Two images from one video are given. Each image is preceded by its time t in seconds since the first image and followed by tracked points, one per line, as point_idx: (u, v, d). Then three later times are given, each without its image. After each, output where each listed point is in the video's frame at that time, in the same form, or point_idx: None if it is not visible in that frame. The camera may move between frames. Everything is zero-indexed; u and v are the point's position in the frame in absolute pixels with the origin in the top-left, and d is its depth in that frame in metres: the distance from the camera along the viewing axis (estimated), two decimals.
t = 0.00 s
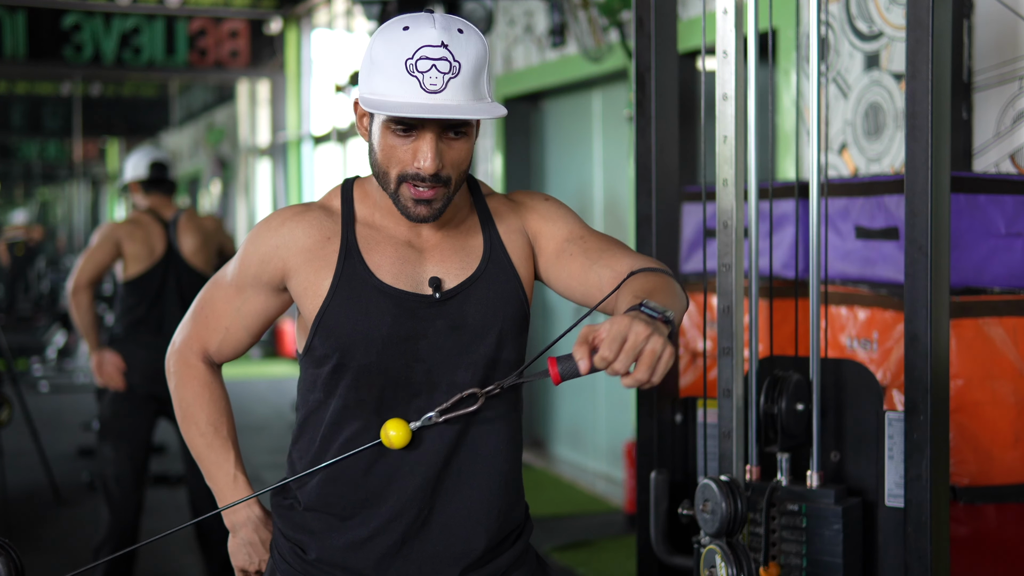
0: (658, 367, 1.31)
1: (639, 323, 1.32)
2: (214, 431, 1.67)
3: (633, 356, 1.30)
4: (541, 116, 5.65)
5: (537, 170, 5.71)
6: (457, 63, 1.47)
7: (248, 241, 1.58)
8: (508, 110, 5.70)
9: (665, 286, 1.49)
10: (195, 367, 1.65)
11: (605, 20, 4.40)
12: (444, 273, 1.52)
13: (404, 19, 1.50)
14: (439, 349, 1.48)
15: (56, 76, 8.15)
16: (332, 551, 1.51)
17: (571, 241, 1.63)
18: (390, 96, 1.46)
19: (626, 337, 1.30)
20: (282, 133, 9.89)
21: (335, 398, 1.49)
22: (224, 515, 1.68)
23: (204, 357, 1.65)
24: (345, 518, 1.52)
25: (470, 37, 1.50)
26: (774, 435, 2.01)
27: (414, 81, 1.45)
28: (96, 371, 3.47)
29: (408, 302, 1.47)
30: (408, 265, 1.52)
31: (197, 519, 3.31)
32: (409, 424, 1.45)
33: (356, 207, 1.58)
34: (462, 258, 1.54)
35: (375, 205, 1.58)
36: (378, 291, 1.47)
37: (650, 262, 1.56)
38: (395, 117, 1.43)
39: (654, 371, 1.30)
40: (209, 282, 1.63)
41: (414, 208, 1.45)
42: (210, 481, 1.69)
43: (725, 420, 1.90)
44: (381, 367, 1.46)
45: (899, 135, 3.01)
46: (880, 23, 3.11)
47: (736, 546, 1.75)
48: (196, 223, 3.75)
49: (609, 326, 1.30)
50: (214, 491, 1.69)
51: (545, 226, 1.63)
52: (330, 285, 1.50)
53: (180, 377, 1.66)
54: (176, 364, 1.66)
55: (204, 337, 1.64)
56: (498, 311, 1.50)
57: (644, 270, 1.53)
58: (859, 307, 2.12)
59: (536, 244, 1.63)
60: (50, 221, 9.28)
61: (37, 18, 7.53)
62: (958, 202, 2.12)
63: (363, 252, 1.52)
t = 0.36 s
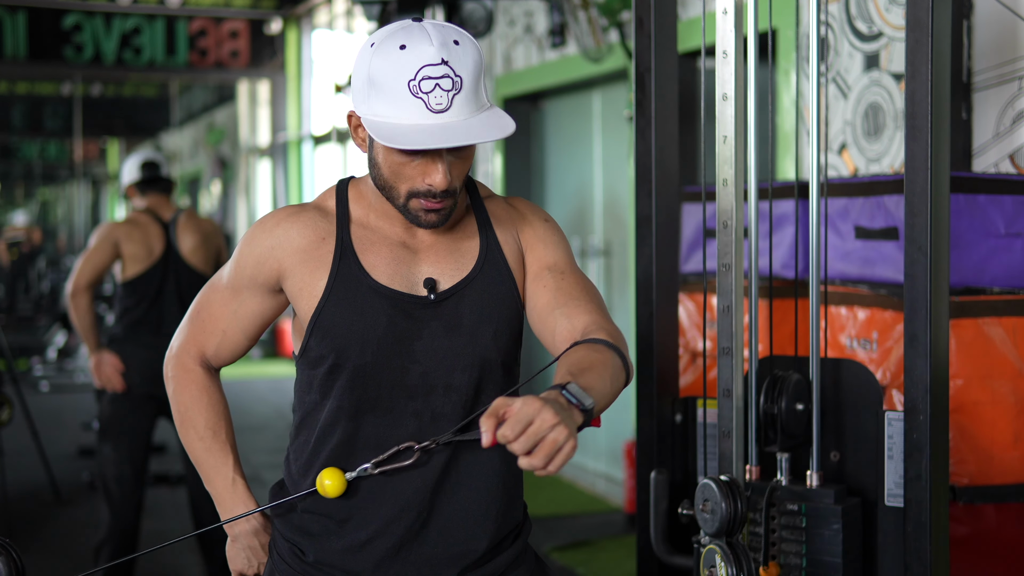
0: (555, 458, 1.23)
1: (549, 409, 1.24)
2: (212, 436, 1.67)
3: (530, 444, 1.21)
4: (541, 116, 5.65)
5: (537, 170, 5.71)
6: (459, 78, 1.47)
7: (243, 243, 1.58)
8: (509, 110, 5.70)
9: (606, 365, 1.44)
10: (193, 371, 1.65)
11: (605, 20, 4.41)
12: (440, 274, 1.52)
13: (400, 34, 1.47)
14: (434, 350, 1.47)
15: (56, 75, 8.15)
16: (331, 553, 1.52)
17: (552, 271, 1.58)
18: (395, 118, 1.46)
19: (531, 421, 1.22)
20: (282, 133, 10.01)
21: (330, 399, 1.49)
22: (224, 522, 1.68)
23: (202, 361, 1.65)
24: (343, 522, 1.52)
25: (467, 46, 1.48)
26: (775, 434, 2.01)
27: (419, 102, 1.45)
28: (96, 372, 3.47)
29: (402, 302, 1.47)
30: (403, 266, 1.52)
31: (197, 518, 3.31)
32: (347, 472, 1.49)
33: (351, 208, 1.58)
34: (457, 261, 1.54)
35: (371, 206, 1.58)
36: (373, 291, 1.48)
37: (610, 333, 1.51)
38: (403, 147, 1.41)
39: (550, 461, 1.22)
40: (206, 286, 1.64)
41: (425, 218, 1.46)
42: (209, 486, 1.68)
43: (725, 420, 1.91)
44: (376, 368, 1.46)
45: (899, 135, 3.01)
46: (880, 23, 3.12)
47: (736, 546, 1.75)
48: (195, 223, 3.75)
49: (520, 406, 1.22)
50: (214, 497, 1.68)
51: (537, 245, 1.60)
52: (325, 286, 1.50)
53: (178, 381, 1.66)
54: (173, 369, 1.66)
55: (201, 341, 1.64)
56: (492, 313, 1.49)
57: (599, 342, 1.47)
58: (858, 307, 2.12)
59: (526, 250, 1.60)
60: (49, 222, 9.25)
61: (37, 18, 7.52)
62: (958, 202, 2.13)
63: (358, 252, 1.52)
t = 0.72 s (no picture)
0: (472, 513, 1.20)
1: (480, 464, 1.20)
2: (213, 434, 1.67)
3: (451, 494, 1.18)
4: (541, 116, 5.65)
5: (537, 170, 5.71)
6: (481, 69, 1.47)
7: (243, 241, 1.58)
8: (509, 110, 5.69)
9: (550, 416, 1.41)
10: (194, 369, 1.66)
11: (605, 20, 4.41)
12: (438, 276, 1.52)
13: (414, 40, 1.45)
14: (429, 352, 1.47)
15: (56, 75, 8.16)
16: (329, 555, 1.53)
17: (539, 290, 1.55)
18: (432, 122, 1.45)
19: (459, 472, 1.19)
20: (282, 133, 10.05)
21: (326, 398, 1.50)
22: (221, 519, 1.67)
23: (204, 359, 1.66)
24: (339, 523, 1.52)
25: (475, 37, 1.48)
26: (774, 434, 2.00)
27: (454, 102, 1.45)
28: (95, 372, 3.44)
29: (399, 304, 1.47)
30: (401, 267, 1.52)
31: (197, 518, 3.31)
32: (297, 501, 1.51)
33: (353, 208, 1.58)
34: (457, 262, 1.53)
35: (374, 207, 1.58)
36: (370, 292, 1.48)
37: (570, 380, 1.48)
38: (448, 150, 1.42)
39: (467, 514, 1.19)
40: (207, 285, 1.64)
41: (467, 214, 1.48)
42: (209, 485, 1.68)
43: (725, 420, 1.91)
44: (372, 369, 1.47)
45: (899, 135, 3.01)
46: (880, 23, 3.12)
47: (735, 546, 1.75)
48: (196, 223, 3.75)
49: (451, 453, 1.19)
50: (213, 495, 1.67)
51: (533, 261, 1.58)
52: (323, 285, 1.51)
53: (180, 379, 1.66)
54: (176, 367, 1.67)
55: (202, 339, 1.64)
56: (488, 315, 1.49)
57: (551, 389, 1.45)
58: (858, 307, 2.12)
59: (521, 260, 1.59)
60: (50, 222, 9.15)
61: (37, 18, 7.53)
62: (958, 202, 2.12)
63: (357, 252, 1.52)
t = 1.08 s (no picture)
0: (455, 548, 1.21)
1: (466, 502, 1.21)
2: (220, 433, 1.67)
3: (434, 529, 1.20)
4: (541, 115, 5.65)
5: (537, 170, 5.71)
6: (488, 68, 1.47)
7: (257, 240, 1.59)
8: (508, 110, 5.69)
9: (544, 446, 1.42)
10: (205, 367, 1.66)
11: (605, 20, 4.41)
12: (449, 287, 1.51)
13: (425, 32, 1.47)
14: (437, 364, 1.46)
15: (56, 75, 8.15)
16: (338, 556, 1.52)
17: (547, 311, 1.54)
18: (430, 112, 1.45)
19: (444, 508, 1.20)
20: (282, 133, 10.10)
21: (334, 402, 1.50)
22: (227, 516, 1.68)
23: (215, 357, 1.66)
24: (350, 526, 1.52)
25: (488, 37, 1.49)
26: (774, 434, 2.01)
27: (454, 94, 1.44)
28: (100, 373, 3.46)
29: (409, 312, 1.47)
30: (412, 275, 1.52)
31: (197, 518, 3.31)
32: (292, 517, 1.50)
33: (367, 212, 1.58)
34: (469, 275, 1.53)
35: (388, 210, 1.58)
36: (381, 298, 1.48)
37: (566, 408, 1.48)
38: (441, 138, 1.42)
39: (449, 549, 1.20)
40: (220, 282, 1.64)
41: (457, 218, 1.47)
42: (216, 483, 1.69)
43: (725, 420, 1.91)
44: (381, 376, 1.47)
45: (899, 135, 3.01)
46: (880, 23, 3.12)
47: (736, 545, 1.75)
48: (200, 224, 3.76)
49: (439, 488, 1.20)
50: (220, 491, 1.68)
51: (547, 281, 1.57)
52: (334, 290, 1.51)
53: (191, 375, 1.67)
54: (187, 364, 1.67)
55: (214, 337, 1.64)
56: (500, 331, 1.49)
57: (546, 418, 1.45)
58: (859, 307, 2.12)
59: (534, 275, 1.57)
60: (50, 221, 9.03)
61: (37, 18, 7.53)
62: (958, 202, 2.12)
63: (370, 258, 1.52)
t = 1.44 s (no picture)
0: (694, 402, 1.33)
1: (681, 356, 1.32)
2: (215, 418, 1.69)
3: (671, 394, 1.31)
4: (541, 116, 5.65)
5: (537, 170, 5.70)
6: (461, 61, 1.48)
7: (266, 235, 1.57)
8: (508, 110, 5.68)
9: (692, 306, 1.51)
10: (203, 353, 1.65)
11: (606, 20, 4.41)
12: (461, 279, 1.53)
13: (421, 17, 1.53)
14: (452, 358, 1.48)
15: (56, 75, 8.12)
16: (337, 550, 1.52)
17: (595, 251, 1.64)
18: (387, 84, 1.47)
19: (667, 371, 1.31)
20: (282, 133, 10.20)
21: (344, 398, 1.50)
22: (226, 501, 1.72)
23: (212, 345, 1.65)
24: (351, 517, 1.52)
25: (480, 39, 1.51)
26: (774, 434, 2.00)
27: (413, 72, 1.46)
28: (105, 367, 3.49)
29: (422, 307, 1.47)
30: (425, 270, 1.52)
31: (197, 517, 3.31)
32: (435, 431, 1.46)
33: (374, 209, 1.58)
34: (479, 267, 1.55)
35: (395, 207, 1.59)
36: (394, 294, 1.47)
37: (677, 278, 1.58)
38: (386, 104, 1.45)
39: (691, 405, 1.32)
40: (221, 270, 1.62)
41: (403, 203, 1.45)
42: (211, 465, 1.72)
43: (725, 420, 1.91)
44: (394, 371, 1.47)
45: (899, 135, 3.01)
46: (880, 23, 3.12)
47: (736, 546, 1.75)
48: (202, 224, 3.78)
49: (652, 360, 1.31)
50: (217, 473, 1.72)
51: (568, 237, 1.64)
52: (345, 287, 1.50)
53: (187, 360, 1.66)
54: (182, 347, 1.66)
55: (214, 326, 1.63)
56: (514, 318, 1.51)
57: (671, 290, 1.54)
58: (859, 306, 2.12)
59: (554, 255, 1.65)
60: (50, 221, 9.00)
61: (37, 18, 7.51)
62: (958, 202, 2.12)
63: (379, 255, 1.52)
